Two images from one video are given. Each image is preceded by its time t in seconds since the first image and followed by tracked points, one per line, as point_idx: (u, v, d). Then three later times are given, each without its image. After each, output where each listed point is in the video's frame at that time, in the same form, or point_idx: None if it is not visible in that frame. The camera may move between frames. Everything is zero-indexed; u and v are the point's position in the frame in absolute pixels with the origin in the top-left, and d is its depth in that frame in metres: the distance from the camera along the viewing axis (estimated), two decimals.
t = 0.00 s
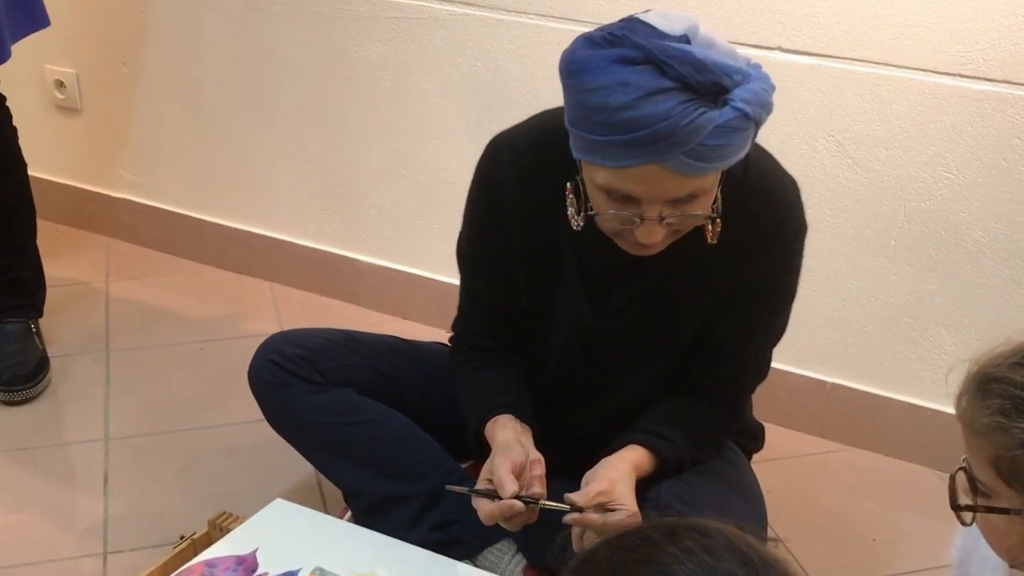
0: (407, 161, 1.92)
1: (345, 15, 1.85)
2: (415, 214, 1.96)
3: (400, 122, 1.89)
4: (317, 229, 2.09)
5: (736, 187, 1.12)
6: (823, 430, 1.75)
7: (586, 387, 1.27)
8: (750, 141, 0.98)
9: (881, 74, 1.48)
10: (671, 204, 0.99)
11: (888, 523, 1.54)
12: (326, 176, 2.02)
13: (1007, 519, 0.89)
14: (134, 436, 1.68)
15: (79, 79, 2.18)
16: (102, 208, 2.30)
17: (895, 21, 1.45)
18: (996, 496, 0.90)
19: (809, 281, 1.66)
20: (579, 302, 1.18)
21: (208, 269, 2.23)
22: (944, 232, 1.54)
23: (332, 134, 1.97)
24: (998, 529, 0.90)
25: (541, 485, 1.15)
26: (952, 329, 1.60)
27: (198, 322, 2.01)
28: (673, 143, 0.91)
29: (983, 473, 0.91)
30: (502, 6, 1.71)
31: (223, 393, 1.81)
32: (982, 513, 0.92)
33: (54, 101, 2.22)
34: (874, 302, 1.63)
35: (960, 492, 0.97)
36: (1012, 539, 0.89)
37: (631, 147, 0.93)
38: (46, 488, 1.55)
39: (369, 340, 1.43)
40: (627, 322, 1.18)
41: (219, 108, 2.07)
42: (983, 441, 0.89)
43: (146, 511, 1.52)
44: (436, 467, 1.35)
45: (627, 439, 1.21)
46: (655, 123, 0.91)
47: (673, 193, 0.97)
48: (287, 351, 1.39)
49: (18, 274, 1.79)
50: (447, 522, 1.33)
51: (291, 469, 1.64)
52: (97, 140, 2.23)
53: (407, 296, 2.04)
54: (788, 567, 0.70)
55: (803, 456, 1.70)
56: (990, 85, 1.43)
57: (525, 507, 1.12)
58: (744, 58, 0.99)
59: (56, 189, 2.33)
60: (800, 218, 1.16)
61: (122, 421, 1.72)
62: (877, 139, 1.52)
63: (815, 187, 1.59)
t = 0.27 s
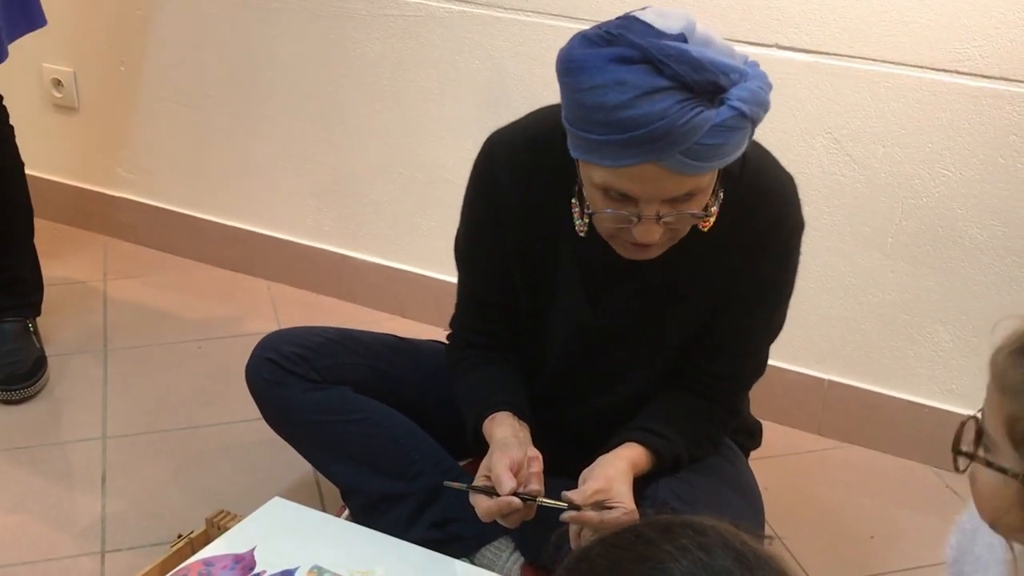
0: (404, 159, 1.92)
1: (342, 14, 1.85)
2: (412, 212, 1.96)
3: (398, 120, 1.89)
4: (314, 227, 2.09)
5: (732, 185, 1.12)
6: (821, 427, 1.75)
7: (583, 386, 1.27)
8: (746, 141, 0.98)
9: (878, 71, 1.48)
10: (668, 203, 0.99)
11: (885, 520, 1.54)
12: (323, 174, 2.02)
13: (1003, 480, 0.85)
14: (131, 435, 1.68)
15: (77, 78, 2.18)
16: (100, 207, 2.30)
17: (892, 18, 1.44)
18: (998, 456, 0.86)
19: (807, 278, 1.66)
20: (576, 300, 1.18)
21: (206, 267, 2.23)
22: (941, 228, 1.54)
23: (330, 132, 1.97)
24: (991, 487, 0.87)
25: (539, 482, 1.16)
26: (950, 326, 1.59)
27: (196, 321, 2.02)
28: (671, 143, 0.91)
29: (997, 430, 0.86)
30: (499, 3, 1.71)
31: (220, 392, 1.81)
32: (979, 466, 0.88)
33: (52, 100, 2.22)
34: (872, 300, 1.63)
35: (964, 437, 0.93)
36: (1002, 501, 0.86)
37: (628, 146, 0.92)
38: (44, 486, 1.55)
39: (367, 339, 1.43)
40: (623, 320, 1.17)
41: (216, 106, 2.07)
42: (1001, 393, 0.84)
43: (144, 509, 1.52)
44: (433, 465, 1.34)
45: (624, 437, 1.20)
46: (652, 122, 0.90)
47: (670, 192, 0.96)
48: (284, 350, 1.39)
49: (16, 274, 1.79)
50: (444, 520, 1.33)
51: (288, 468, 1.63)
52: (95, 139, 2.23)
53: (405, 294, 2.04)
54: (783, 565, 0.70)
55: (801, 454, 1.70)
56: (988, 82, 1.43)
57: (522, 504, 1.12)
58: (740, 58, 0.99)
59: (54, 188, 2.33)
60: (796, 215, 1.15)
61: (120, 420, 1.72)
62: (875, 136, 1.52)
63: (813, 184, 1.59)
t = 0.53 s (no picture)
0: (402, 158, 1.92)
1: (340, 12, 1.85)
2: (411, 210, 1.96)
3: (396, 119, 1.89)
4: (313, 226, 2.09)
5: (731, 183, 1.12)
6: (819, 425, 1.75)
7: (582, 384, 1.27)
8: (745, 138, 0.98)
9: (876, 69, 1.48)
10: (667, 201, 0.99)
11: (884, 517, 1.54)
12: (322, 173, 2.02)
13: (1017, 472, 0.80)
14: (131, 435, 1.68)
15: (75, 78, 2.18)
16: (99, 207, 2.30)
17: (891, 16, 1.44)
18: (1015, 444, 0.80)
19: (805, 277, 1.66)
20: (575, 298, 1.17)
21: (205, 267, 2.23)
22: (939, 226, 1.54)
23: (328, 131, 1.97)
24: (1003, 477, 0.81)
25: (538, 481, 1.15)
26: (948, 324, 1.60)
27: (195, 320, 2.01)
28: (669, 139, 0.91)
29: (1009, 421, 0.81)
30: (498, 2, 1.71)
31: (220, 391, 1.81)
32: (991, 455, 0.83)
33: (50, 100, 2.22)
34: (871, 298, 1.63)
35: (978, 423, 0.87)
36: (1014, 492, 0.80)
37: (627, 143, 0.92)
38: (43, 486, 1.55)
39: (366, 338, 1.43)
40: (622, 319, 1.17)
41: (214, 106, 2.07)
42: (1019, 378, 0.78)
43: (143, 509, 1.52)
44: (432, 464, 1.34)
45: (623, 436, 1.20)
46: (651, 119, 0.90)
47: (668, 189, 0.96)
48: (284, 349, 1.39)
49: (15, 274, 1.79)
50: (443, 519, 1.33)
51: (287, 467, 1.63)
52: (94, 139, 2.23)
53: (403, 292, 2.04)
54: (780, 562, 0.70)
55: (800, 452, 1.70)
56: (986, 80, 1.43)
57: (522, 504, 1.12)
58: (738, 55, 0.99)
59: (53, 187, 2.33)
60: (794, 213, 1.15)
61: (119, 419, 1.72)
62: (873, 134, 1.52)
63: (812, 182, 1.59)
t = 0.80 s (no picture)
0: (400, 157, 1.91)
1: (337, 12, 1.85)
2: (409, 209, 1.96)
3: (394, 118, 1.88)
4: (310, 225, 2.09)
5: (727, 182, 1.12)
6: (817, 424, 1.75)
7: (579, 384, 1.26)
8: (741, 137, 0.97)
9: (874, 68, 1.48)
10: (662, 200, 0.99)
11: (882, 516, 1.54)
12: (319, 172, 2.02)
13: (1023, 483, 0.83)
14: (129, 435, 1.68)
15: (72, 78, 2.17)
16: (97, 206, 2.29)
17: (889, 14, 1.44)
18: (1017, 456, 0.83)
19: (803, 275, 1.66)
20: (572, 298, 1.17)
21: (203, 266, 2.23)
22: (937, 225, 1.54)
23: (325, 130, 1.97)
24: (1007, 489, 0.84)
25: (535, 481, 1.16)
26: (946, 322, 1.59)
27: (193, 320, 2.01)
28: (664, 138, 0.91)
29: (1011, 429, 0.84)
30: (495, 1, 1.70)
31: (217, 391, 1.81)
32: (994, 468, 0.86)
33: (48, 99, 2.22)
34: (869, 297, 1.63)
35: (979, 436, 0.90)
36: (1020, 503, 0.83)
37: (622, 141, 0.92)
38: (41, 486, 1.55)
39: (364, 338, 1.42)
40: (619, 319, 1.17)
41: (212, 105, 2.06)
42: (1019, 389, 0.82)
43: (141, 509, 1.51)
44: (430, 464, 1.34)
45: (620, 435, 1.20)
46: (645, 117, 0.90)
47: (663, 188, 0.96)
48: (281, 349, 1.38)
49: (12, 274, 1.78)
50: (441, 518, 1.32)
51: (285, 467, 1.63)
52: (91, 139, 2.23)
53: (401, 292, 2.04)
54: (775, 562, 0.70)
55: (798, 451, 1.70)
56: (984, 78, 1.43)
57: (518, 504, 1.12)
58: (734, 54, 0.98)
59: (51, 187, 2.32)
60: (791, 212, 1.15)
61: (117, 419, 1.72)
62: (871, 133, 1.52)
63: (809, 181, 1.59)
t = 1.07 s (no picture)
0: (398, 157, 1.91)
1: (335, 12, 1.85)
2: (408, 209, 1.96)
3: (392, 118, 1.88)
4: (309, 225, 2.09)
5: (725, 181, 1.12)
6: (816, 422, 1.75)
7: (577, 382, 1.26)
8: (737, 134, 0.97)
9: (872, 66, 1.48)
10: (658, 198, 0.99)
11: (882, 515, 1.54)
12: (318, 172, 2.02)
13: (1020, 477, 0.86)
14: (127, 435, 1.68)
15: (70, 78, 2.17)
16: (95, 207, 2.29)
17: (887, 13, 1.44)
18: (1012, 450, 0.86)
19: (802, 274, 1.66)
20: (570, 297, 1.17)
21: (202, 267, 2.23)
22: (935, 223, 1.53)
23: (324, 130, 1.97)
24: (1003, 483, 0.87)
25: (533, 480, 1.16)
26: (945, 321, 1.59)
27: (192, 320, 2.01)
28: (661, 136, 0.91)
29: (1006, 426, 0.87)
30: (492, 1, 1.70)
31: (216, 391, 1.81)
32: (987, 463, 0.89)
33: (46, 100, 2.22)
34: (868, 295, 1.63)
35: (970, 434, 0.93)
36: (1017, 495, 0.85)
37: (618, 140, 0.92)
38: (40, 486, 1.55)
39: (362, 338, 1.43)
40: (617, 318, 1.17)
41: (210, 106, 2.06)
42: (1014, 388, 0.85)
43: (140, 510, 1.51)
44: (428, 463, 1.34)
45: (619, 434, 1.20)
46: (642, 116, 0.90)
47: (660, 186, 0.96)
48: (280, 349, 1.39)
49: (11, 274, 1.78)
50: (440, 518, 1.32)
51: (283, 467, 1.63)
52: (90, 140, 2.23)
53: (400, 291, 2.04)
54: (773, 563, 0.69)
55: (797, 450, 1.70)
56: (982, 77, 1.43)
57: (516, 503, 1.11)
58: (730, 51, 0.98)
59: (50, 187, 2.32)
60: (789, 210, 1.15)
61: (116, 420, 1.71)
62: (869, 132, 1.52)
63: (808, 180, 1.59)
